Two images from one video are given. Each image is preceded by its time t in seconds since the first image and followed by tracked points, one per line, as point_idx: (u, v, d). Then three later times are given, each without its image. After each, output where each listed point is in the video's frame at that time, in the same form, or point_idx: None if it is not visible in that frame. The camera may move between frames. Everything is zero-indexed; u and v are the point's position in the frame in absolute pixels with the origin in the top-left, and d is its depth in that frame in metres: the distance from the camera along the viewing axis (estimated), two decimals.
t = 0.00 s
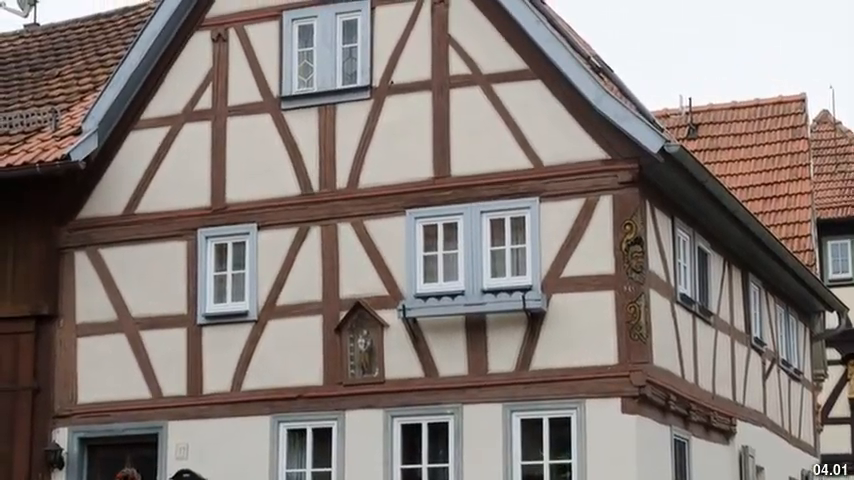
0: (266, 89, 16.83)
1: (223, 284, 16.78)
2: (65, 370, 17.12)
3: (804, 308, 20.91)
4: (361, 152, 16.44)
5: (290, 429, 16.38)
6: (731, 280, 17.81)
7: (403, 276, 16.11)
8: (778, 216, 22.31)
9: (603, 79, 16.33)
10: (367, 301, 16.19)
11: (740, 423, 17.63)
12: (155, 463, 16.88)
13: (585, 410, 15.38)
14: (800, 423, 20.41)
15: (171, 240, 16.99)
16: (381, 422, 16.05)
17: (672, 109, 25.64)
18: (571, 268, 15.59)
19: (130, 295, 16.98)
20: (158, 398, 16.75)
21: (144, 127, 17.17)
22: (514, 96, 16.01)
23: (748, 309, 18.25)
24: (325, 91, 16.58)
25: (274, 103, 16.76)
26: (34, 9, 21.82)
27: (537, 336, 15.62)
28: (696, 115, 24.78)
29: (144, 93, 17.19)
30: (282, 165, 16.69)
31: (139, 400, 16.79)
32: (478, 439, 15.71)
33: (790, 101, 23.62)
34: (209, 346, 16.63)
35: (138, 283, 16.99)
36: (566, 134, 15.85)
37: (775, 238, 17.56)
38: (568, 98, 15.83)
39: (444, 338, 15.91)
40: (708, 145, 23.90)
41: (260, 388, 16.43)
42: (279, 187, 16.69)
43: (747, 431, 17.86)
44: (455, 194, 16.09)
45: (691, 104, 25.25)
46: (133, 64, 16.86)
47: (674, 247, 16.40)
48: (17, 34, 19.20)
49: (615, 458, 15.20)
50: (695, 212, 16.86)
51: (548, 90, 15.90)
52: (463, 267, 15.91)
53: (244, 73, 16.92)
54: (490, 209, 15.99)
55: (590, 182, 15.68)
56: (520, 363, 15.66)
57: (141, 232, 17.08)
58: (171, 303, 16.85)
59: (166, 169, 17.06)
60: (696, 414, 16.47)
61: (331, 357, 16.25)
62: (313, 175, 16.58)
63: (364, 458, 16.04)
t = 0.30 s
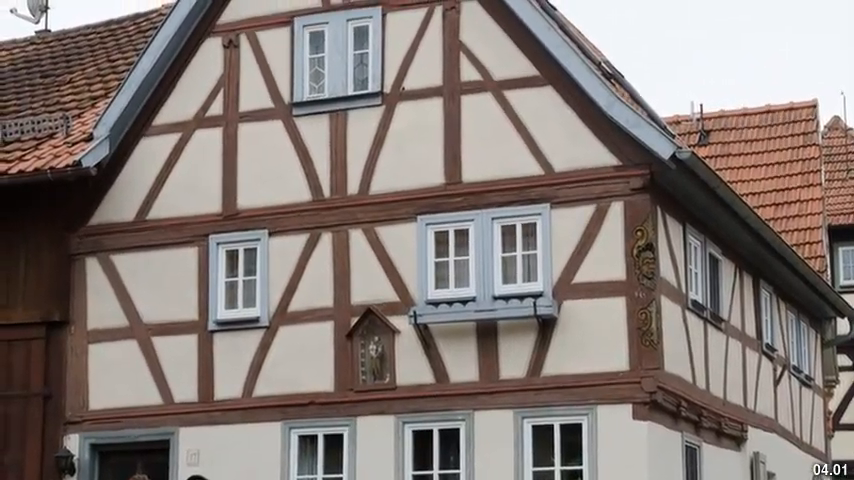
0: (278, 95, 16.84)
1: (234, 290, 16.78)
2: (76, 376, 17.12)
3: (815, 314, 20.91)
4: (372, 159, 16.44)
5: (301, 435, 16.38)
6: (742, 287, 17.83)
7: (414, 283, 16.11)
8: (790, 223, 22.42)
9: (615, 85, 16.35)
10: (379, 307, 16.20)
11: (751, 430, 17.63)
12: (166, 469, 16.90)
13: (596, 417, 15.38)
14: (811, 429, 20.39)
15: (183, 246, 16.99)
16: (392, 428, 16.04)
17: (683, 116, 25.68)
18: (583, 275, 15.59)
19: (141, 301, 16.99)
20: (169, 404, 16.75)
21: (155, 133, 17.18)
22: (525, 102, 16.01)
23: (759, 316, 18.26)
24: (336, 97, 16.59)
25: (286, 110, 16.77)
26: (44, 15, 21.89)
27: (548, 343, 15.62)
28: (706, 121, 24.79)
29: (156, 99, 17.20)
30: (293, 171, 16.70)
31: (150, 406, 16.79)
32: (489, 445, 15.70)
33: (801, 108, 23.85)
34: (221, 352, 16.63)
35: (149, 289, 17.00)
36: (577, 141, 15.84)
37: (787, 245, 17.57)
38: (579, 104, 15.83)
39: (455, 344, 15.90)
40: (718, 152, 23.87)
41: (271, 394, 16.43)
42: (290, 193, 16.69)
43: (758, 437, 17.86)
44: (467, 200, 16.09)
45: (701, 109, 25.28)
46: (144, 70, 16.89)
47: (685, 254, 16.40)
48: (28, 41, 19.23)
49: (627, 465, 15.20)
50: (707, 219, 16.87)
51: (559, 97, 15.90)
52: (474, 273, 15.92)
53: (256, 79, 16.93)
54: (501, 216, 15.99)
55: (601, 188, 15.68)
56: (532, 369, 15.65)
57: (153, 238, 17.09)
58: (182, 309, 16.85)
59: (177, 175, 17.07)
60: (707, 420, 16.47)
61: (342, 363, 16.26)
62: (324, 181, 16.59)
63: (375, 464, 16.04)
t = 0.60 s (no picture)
0: (288, 101, 16.84)
1: (244, 296, 16.78)
2: (86, 382, 17.13)
3: (825, 319, 20.90)
4: (382, 165, 16.44)
5: (311, 440, 16.38)
6: (752, 292, 17.84)
7: (424, 288, 16.10)
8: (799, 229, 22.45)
9: (625, 90, 16.36)
10: (388, 313, 16.18)
11: (761, 435, 17.63)
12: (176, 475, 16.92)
13: (606, 422, 15.37)
14: (821, 434, 20.37)
15: (192, 251, 16.99)
16: (402, 434, 16.03)
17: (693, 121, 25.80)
18: (593, 280, 15.58)
19: (151, 306, 17.00)
20: (179, 409, 16.75)
21: (165, 139, 17.19)
22: (535, 107, 16.01)
23: (769, 321, 18.26)
24: (346, 103, 16.59)
25: (296, 115, 16.77)
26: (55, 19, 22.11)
27: (558, 349, 15.61)
28: (717, 126, 24.99)
29: (166, 104, 17.21)
30: (303, 177, 16.70)
31: (160, 412, 16.80)
32: (499, 451, 15.69)
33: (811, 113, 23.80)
34: (231, 358, 16.63)
35: (159, 294, 17.01)
36: (587, 146, 15.84)
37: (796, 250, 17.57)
38: (589, 110, 15.83)
39: (465, 349, 15.89)
40: (728, 157, 24.10)
41: (281, 399, 16.43)
42: (300, 199, 16.69)
43: (768, 442, 17.85)
44: (477, 205, 16.08)
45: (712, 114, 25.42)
46: (154, 75, 16.91)
47: (695, 259, 16.40)
48: (38, 47, 19.28)
49: (637, 470, 15.19)
50: (716, 225, 16.88)
51: (569, 102, 15.89)
52: (484, 279, 15.90)
53: (266, 85, 16.94)
54: (511, 221, 15.97)
55: (611, 194, 15.67)
56: (542, 375, 15.64)
57: (163, 244, 17.10)
58: (192, 314, 16.85)
59: (187, 180, 17.08)
60: (717, 426, 16.47)
61: (352, 369, 16.25)
62: (334, 186, 16.59)
63: (385, 469, 16.03)
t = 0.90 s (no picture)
0: (299, 108, 16.84)
1: (256, 303, 16.79)
2: (97, 388, 17.12)
3: (835, 326, 20.90)
4: (393, 171, 16.44)
5: (322, 447, 16.36)
6: (763, 298, 17.85)
7: (436, 294, 16.10)
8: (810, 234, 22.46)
9: (636, 96, 16.37)
10: (400, 319, 16.17)
11: (772, 441, 17.63)
12: None
13: (617, 429, 15.35)
14: (833, 440, 20.36)
15: (204, 257, 17.00)
16: (413, 440, 16.01)
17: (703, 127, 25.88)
18: (604, 287, 15.57)
19: (162, 313, 17.00)
20: (191, 416, 16.75)
21: (176, 145, 17.21)
22: (547, 114, 16.00)
23: (780, 327, 18.27)
24: (357, 109, 16.59)
25: (307, 121, 16.77)
26: (66, 25, 22.17)
27: (569, 355, 15.60)
28: (727, 132, 25.09)
29: (177, 111, 17.23)
30: (314, 183, 16.70)
31: (172, 418, 16.79)
32: (511, 457, 15.67)
33: (822, 120, 24.17)
34: (242, 364, 16.63)
35: (170, 300, 17.01)
36: (598, 152, 15.84)
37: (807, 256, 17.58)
38: (601, 116, 15.83)
39: (476, 356, 15.88)
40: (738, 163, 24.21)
41: (293, 406, 16.42)
42: (311, 205, 16.69)
43: (779, 448, 17.85)
44: (488, 212, 16.07)
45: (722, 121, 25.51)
46: (165, 81, 16.95)
47: (707, 265, 16.41)
48: (49, 53, 19.33)
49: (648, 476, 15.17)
50: (728, 231, 16.89)
51: (581, 108, 15.89)
52: (495, 286, 15.89)
53: (277, 91, 16.95)
54: (521, 227, 15.98)
55: (622, 200, 15.67)
56: (553, 381, 15.63)
57: (174, 250, 17.10)
58: (203, 321, 16.85)
59: (198, 187, 17.09)
60: (728, 432, 16.46)
61: (363, 375, 16.25)
62: (346, 192, 16.59)
63: (396, 475, 16.00)
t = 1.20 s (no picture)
0: (309, 114, 16.85)
1: (266, 308, 16.79)
2: (107, 394, 17.12)
3: (846, 331, 20.89)
4: (403, 177, 16.44)
5: (332, 452, 16.35)
6: (773, 304, 17.85)
7: (446, 300, 16.09)
8: (820, 241, 22.43)
9: (645, 101, 16.41)
10: (410, 325, 16.16)
11: (782, 447, 17.62)
12: None
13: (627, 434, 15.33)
14: (843, 446, 20.35)
15: (214, 263, 17.00)
16: (423, 445, 16.00)
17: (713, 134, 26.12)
18: (614, 292, 15.56)
19: (172, 319, 17.00)
20: (201, 421, 16.74)
21: (187, 151, 17.23)
22: (557, 119, 16.00)
23: (791, 333, 18.27)
24: (367, 115, 16.59)
25: (317, 127, 16.78)
26: (77, 31, 22.24)
27: (579, 361, 15.58)
28: (738, 137, 25.48)
29: (187, 117, 17.26)
30: (324, 189, 16.70)
31: (182, 423, 16.79)
32: (521, 463, 15.65)
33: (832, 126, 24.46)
34: (252, 370, 16.63)
35: (180, 306, 17.02)
36: (607, 158, 15.82)
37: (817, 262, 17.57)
38: (611, 122, 15.83)
39: (486, 361, 15.87)
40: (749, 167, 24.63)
41: (303, 411, 16.41)
42: (321, 211, 16.70)
43: (790, 454, 17.82)
44: (498, 217, 16.07)
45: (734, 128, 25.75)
46: (175, 88, 17.00)
47: (717, 271, 16.41)
48: (59, 58, 19.40)
49: None
50: (738, 236, 16.89)
51: (591, 114, 15.89)
52: (505, 291, 15.87)
53: (287, 97, 16.96)
54: (531, 232, 15.96)
55: (632, 206, 15.67)
56: (563, 386, 15.61)
57: (184, 256, 17.10)
58: (213, 326, 16.86)
59: (208, 193, 17.10)
60: (738, 438, 16.45)
61: (373, 381, 16.24)
62: (356, 198, 16.59)
63: None
